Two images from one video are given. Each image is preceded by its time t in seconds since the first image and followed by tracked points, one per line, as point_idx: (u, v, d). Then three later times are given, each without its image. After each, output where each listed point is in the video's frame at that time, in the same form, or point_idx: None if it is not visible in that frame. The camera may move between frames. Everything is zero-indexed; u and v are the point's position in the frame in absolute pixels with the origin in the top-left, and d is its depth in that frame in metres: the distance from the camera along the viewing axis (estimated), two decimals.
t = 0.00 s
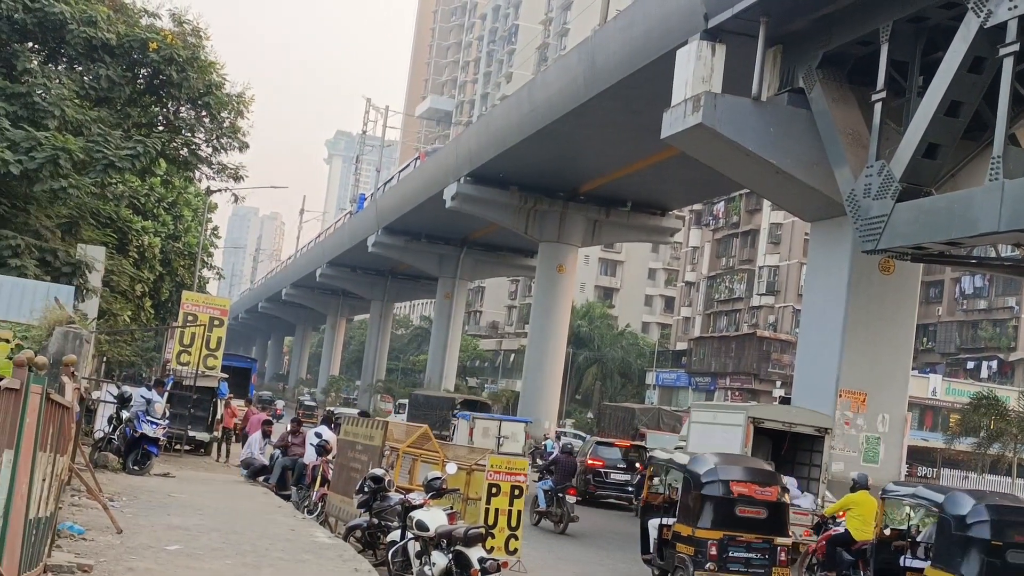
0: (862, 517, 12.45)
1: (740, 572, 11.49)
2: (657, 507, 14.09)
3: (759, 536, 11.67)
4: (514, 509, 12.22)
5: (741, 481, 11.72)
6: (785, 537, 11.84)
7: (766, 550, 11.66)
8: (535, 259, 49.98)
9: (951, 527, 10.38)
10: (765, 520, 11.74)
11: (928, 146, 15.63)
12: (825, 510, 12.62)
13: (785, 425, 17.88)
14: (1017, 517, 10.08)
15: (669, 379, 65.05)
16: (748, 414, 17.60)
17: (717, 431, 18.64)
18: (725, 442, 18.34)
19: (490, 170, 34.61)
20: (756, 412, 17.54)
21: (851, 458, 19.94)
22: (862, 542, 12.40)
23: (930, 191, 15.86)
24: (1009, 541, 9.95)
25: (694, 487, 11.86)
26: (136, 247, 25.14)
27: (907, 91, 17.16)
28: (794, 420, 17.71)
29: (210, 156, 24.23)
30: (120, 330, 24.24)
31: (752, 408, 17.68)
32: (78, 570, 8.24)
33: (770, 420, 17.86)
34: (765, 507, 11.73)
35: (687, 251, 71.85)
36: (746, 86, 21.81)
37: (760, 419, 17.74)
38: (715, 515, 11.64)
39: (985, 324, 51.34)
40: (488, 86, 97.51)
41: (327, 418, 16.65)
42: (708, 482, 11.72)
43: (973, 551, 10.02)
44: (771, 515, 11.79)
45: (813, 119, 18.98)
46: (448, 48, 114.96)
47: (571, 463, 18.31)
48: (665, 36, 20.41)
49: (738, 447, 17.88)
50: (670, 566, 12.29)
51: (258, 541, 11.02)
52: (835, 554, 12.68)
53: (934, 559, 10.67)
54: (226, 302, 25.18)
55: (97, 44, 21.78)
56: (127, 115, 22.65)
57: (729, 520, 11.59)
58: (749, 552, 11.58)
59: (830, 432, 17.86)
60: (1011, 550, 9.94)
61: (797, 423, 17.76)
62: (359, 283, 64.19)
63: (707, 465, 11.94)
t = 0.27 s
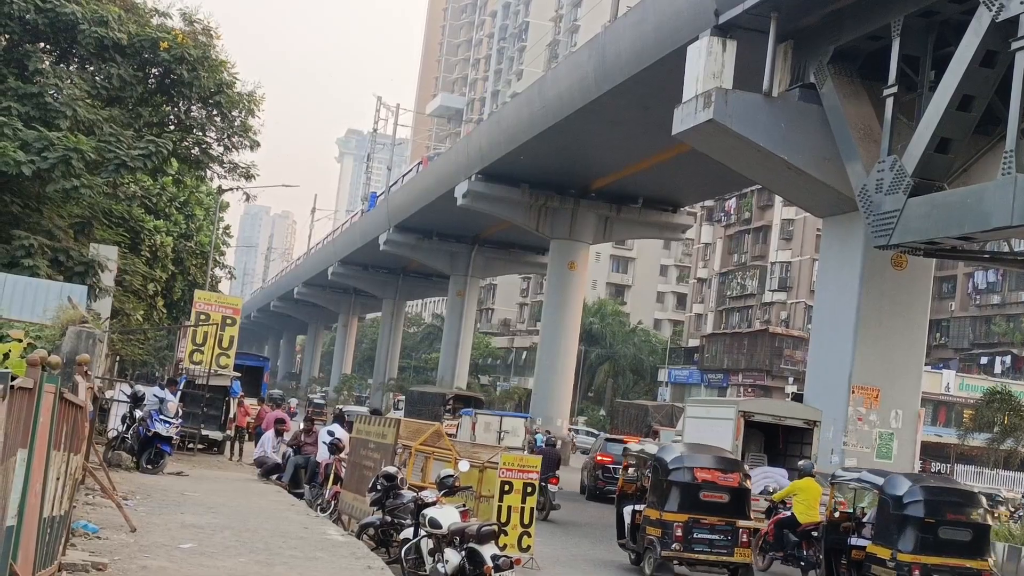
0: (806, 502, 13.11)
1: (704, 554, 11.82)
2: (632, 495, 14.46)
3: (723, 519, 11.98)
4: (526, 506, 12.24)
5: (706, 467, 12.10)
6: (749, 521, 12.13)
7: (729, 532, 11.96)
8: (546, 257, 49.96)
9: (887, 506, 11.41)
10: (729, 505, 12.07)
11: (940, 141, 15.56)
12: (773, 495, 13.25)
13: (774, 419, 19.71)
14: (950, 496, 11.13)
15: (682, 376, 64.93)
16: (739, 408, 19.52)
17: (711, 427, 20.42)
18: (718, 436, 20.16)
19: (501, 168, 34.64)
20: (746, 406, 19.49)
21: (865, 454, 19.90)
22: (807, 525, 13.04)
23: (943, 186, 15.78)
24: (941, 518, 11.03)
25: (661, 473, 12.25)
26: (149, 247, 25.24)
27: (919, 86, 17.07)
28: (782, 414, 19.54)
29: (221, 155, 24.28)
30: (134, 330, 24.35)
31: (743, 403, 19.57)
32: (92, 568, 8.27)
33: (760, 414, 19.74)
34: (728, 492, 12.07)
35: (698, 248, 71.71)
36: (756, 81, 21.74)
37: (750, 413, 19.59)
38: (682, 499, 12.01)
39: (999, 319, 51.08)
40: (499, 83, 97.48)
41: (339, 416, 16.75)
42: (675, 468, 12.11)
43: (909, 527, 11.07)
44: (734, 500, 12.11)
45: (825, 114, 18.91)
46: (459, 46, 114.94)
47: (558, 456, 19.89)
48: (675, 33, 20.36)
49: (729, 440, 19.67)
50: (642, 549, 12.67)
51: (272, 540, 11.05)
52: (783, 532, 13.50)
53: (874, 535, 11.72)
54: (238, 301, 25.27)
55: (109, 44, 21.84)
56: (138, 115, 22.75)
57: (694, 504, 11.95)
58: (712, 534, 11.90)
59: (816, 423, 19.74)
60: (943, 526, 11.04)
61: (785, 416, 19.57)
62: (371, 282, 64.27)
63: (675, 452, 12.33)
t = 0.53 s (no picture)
0: (755, 489, 15.11)
1: (666, 536, 13.32)
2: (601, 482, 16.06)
3: (682, 505, 13.45)
4: (532, 502, 12.24)
5: (667, 457, 13.55)
6: (706, 506, 13.59)
7: (689, 517, 13.44)
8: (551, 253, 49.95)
9: (829, 489, 12.60)
10: (687, 491, 13.54)
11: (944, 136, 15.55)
12: (725, 484, 15.20)
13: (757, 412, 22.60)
14: (883, 480, 12.26)
15: (687, 371, 64.86)
16: (724, 403, 22.49)
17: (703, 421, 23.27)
18: (708, 429, 23.17)
19: (505, 164, 34.67)
20: (730, 400, 22.45)
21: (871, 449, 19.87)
22: (755, 508, 15.12)
23: (947, 180, 15.77)
24: (878, 499, 12.17)
25: (626, 463, 13.69)
26: (154, 244, 25.31)
27: (923, 80, 17.06)
28: (763, 407, 22.40)
29: (226, 152, 24.33)
30: (139, 327, 24.42)
31: (728, 399, 22.50)
32: (99, 565, 8.31)
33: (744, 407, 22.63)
34: (687, 480, 13.54)
35: (703, 243, 71.65)
36: (760, 76, 21.74)
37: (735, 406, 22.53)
38: (645, 487, 13.45)
39: (1004, 313, 50.96)
40: (503, 79, 97.41)
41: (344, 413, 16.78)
42: (639, 458, 13.55)
43: (847, 509, 12.22)
44: (693, 487, 13.59)
45: (829, 109, 18.90)
46: (463, 42, 114.82)
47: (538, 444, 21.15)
48: (679, 28, 20.36)
49: (717, 431, 22.71)
50: (610, 531, 14.11)
51: (277, 536, 11.07)
52: (733, 516, 15.54)
53: (818, 516, 12.90)
54: (243, 297, 25.27)
55: (111, 41, 21.83)
56: (142, 112, 22.81)
57: (656, 491, 13.40)
58: (674, 518, 13.38)
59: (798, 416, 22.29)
60: (880, 506, 12.17)
61: (766, 409, 22.42)
62: (375, 279, 64.32)
63: (638, 442, 13.77)
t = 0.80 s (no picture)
0: (710, 475, 16.37)
1: (630, 518, 14.51)
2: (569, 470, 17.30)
3: (645, 489, 14.63)
4: (534, 496, 12.26)
5: (630, 445, 14.72)
6: (667, 490, 14.77)
7: (650, 500, 14.64)
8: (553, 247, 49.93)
9: (777, 474, 13.80)
10: (649, 477, 14.75)
11: (946, 127, 15.53)
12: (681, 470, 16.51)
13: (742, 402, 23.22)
14: (827, 465, 13.40)
15: (689, 365, 64.82)
16: (711, 394, 22.92)
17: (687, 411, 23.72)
18: (693, 420, 23.65)
19: (507, 159, 34.68)
20: (718, 392, 22.89)
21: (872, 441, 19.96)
22: (709, 492, 16.40)
23: (949, 172, 15.77)
24: (822, 483, 13.35)
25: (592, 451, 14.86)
26: (155, 240, 25.36)
27: (925, 72, 17.03)
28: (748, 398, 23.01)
29: (227, 148, 24.31)
30: (141, 323, 24.46)
31: (715, 390, 22.95)
32: (103, 561, 8.34)
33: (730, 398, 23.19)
34: (649, 466, 14.73)
35: (705, 236, 71.62)
36: (761, 69, 21.70)
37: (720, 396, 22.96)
38: (610, 473, 14.63)
39: (1006, 305, 50.93)
40: (504, 73, 97.30)
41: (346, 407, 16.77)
42: (605, 446, 14.70)
43: (795, 492, 13.40)
44: (655, 472, 14.77)
45: (830, 101, 18.89)
46: (463, 36, 114.63)
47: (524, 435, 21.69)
48: (680, 22, 20.33)
49: (704, 422, 23.04)
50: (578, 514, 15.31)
51: (279, 531, 11.09)
52: (689, 501, 16.82)
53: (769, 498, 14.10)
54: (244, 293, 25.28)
55: (112, 37, 21.80)
56: (143, 108, 22.79)
57: (621, 477, 14.60)
58: (637, 502, 14.58)
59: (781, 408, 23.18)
60: (824, 489, 13.36)
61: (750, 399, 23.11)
62: (377, 274, 64.35)
63: (603, 431, 14.94)
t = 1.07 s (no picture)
0: (670, 466, 17.50)
1: (596, 507, 15.31)
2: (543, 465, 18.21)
3: (611, 480, 15.44)
4: (534, 495, 12.24)
5: (597, 439, 15.60)
6: (632, 481, 15.57)
7: (616, 491, 15.44)
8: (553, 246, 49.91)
9: (733, 464, 14.76)
10: (616, 469, 15.56)
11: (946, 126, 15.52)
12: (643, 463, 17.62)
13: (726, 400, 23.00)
14: (777, 457, 14.33)
15: (690, 363, 64.84)
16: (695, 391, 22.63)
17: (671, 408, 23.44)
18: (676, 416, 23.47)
19: (507, 158, 34.70)
20: (702, 389, 22.59)
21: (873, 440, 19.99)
22: (670, 482, 17.58)
23: (949, 170, 15.75)
24: (772, 473, 14.31)
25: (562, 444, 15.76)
26: (156, 240, 25.36)
27: (925, 71, 17.02)
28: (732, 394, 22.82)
29: (227, 147, 24.30)
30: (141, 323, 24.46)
31: (698, 387, 22.68)
32: (103, 560, 8.34)
33: (714, 395, 22.93)
34: (615, 459, 15.56)
35: (705, 235, 71.62)
36: (761, 68, 21.68)
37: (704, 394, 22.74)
38: (578, 465, 15.47)
39: (1006, 304, 50.92)
40: (504, 72, 97.30)
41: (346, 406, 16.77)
42: (575, 440, 15.60)
43: (747, 481, 14.36)
44: (621, 465, 15.60)
45: (830, 100, 18.87)
46: (464, 35, 114.62)
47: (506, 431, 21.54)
48: (679, 21, 20.31)
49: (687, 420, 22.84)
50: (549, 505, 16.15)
51: (280, 531, 11.10)
52: (651, 488, 18.16)
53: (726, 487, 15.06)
54: (245, 293, 25.27)
55: (111, 37, 21.79)
56: (143, 108, 22.77)
57: (588, 469, 15.43)
58: (603, 492, 15.38)
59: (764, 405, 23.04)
60: (774, 479, 14.31)
61: (734, 396, 22.92)
62: (378, 273, 64.36)
63: (572, 426, 15.85)
